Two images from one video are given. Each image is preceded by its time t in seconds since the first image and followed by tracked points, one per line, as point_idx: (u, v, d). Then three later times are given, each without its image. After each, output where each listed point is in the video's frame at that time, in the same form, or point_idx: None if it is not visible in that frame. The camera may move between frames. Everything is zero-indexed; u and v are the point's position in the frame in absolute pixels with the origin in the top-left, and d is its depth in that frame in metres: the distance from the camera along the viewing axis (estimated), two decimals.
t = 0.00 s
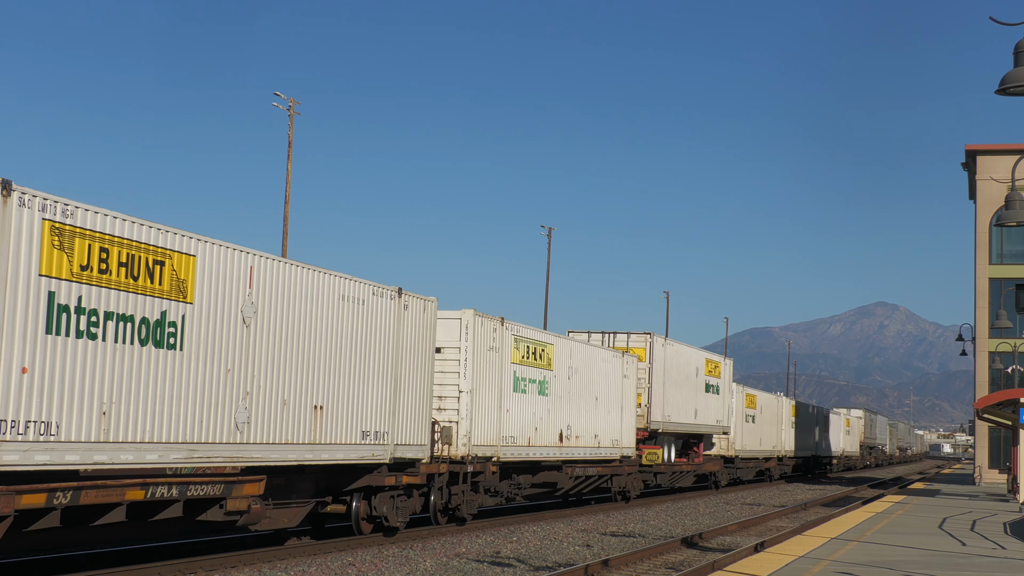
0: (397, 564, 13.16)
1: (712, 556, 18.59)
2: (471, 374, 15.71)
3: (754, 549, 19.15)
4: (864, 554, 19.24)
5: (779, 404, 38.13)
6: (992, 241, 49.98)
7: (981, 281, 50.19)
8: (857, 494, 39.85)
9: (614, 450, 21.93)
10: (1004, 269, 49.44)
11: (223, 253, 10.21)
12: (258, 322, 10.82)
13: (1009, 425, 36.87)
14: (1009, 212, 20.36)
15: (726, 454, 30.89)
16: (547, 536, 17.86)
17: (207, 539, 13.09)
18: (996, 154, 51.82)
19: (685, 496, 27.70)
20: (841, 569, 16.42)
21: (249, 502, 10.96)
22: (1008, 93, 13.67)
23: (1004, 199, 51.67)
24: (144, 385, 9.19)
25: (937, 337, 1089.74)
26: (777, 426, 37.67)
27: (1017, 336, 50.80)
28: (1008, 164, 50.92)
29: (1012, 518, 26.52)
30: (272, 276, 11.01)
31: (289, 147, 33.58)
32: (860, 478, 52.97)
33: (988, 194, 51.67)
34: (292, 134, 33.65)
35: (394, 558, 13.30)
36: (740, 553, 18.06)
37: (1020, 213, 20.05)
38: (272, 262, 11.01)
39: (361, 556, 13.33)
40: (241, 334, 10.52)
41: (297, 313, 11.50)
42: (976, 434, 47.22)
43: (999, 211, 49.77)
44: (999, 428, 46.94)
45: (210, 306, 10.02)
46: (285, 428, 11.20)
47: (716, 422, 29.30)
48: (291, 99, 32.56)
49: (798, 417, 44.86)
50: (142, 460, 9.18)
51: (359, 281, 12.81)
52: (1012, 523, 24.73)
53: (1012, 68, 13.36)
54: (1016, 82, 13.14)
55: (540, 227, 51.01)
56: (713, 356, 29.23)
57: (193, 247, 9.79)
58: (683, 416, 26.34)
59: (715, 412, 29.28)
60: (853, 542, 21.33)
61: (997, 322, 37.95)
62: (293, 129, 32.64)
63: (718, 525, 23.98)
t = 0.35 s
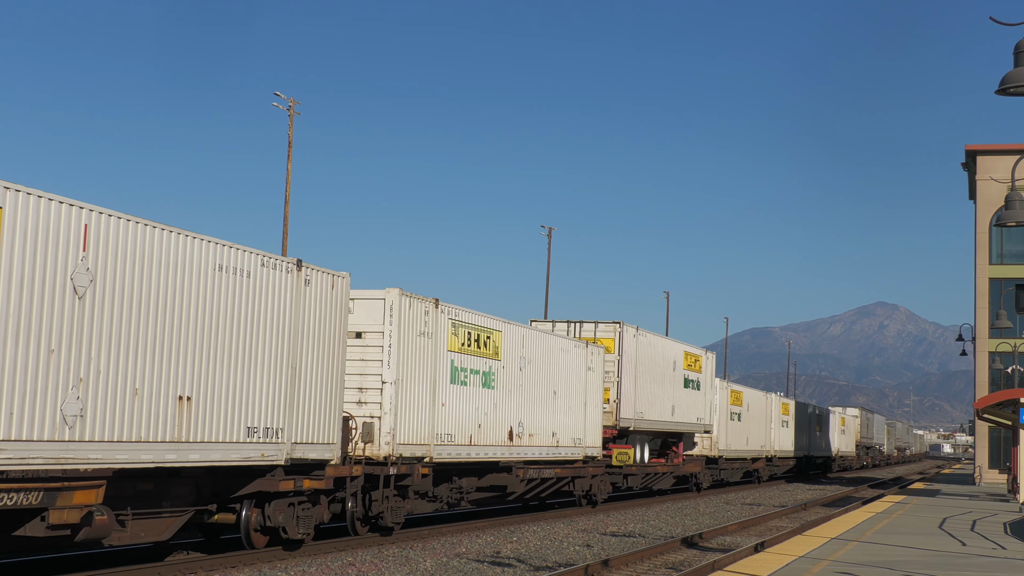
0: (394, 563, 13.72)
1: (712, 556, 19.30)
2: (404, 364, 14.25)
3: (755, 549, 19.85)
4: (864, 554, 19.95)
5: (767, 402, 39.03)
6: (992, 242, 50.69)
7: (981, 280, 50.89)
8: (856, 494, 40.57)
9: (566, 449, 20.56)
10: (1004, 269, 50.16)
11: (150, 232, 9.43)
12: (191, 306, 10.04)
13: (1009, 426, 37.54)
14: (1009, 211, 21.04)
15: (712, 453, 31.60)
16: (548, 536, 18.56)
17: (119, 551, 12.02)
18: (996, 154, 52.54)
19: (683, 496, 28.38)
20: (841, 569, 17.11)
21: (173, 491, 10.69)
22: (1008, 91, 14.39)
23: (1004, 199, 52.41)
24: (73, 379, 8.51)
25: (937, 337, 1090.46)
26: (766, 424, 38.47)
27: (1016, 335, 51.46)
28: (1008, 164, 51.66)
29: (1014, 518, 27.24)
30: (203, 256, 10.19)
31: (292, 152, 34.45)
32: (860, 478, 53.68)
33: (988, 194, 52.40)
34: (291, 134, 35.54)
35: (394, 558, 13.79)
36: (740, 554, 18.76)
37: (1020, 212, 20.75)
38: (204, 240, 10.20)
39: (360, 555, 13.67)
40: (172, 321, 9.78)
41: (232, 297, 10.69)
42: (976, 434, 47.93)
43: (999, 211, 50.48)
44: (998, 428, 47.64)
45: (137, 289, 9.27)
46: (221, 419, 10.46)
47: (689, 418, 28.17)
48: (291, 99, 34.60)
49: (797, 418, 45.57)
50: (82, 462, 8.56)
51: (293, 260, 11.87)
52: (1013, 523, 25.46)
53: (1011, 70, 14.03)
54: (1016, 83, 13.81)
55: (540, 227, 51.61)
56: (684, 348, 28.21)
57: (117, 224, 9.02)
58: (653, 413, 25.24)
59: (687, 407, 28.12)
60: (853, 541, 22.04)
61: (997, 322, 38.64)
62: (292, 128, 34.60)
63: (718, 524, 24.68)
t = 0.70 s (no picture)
0: (396, 564, 15.03)
1: (712, 556, 20.44)
2: (300, 342, 11.35)
3: (755, 549, 20.97)
4: (864, 554, 21.07)
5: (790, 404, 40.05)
6: (992, 242, 51.79)
7: (981, 280, 52.01)
8: (857, 494, 41.74)
9: (539, 449, 17.37)
10: (1004, 269, 51.26)
11: (140, 229, 9.44)
12: (181, 303, 9.99)
13: (1009, 426, 38.59)
14: (1010, 211, 22.19)
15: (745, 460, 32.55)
16: (548, 536, 19.61)
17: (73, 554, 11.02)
18: (997, 154, 53.67)
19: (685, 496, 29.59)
20: (841, 569, 18.25)
21: (155, 489, 9.73)
22: (1009, 91, 15.62)
23: (1004, 199, 53.52)
24: (57, 376, 8.46)
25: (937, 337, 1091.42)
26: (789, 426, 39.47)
27: (1016, 335, 52.53)
28: (1008, 164, 52.79)
29: (1013, 518, 28.37)
30: (192, 254, 10.13)
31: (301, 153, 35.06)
32: (861, 478, 54.87)
33: (989, 194, 53.52)
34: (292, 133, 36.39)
35: (395, 559, 15.12)
36: (740, 554, 19.89)
37: (1020, 212, 21.88)
38: (128, 220, 9.25)
39: (359, 556, 15.31)
40: (161, 318, 9.72)
41: (218, 297, 10.62)
42: (976, 434, 48.98)
43: (999, 211, 51.60)
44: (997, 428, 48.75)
45: (120, 284, 9.18)
46: (209, 416, 10.30)
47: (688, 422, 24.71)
48: (291, 99, 35.44)
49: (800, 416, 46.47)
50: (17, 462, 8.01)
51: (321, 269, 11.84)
52: (1012, 523, 26.59)
53: (1012, 70, 15.20)
54: (1016, 83, 14.94)
55: (541, 227, 57.04)
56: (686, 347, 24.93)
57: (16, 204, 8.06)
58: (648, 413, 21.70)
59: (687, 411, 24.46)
60: (853, 542, 23.19)
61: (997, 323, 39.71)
62: (293, 128, 35.44)
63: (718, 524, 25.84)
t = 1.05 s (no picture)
0: (397, 564, 14.18)
1: (713, 556, 19.62)
2: (164, 323, 9.31)
3: (755, 549, 20.15)
4: (864, 554, 20.27)
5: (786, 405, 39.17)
6: (992, 242, 50.96)
7: (981, 281, 51.19)
8: (856, 494, 40.91)
9: (481, 448, 15.69)
10: (1004, 269, 50.44)
11: None
12: None
13: (1009, 426, 37.82)
14: (1009, 212, 21.35)
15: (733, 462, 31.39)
16: (547, 536, 18.82)
17: None
18: (997, 154, 52.85)
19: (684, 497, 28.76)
20: (840, 569, 17.45)
21: None
22: (1009, 90, 14.69)
23: (1004, 199, 52.69)
24: None
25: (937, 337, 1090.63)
26: (782, 428, 38.50)
27: (1017, 336, 51.73)
28: (1008, 164, 51.96)
29: (1012, 518, 27.57)
30: None
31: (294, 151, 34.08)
32: (861, 478, 54.09)
33: (988, 194, 52.70)
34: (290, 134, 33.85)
35: (394, 558, 14.35)
36: (741, 554, 19.07)
37: (1020, 213, 21.04)
38: None
39: (361, 556, 14.39)
40: None
41: (38, 264, 8.09)
42: (976, 434, 48.13)
43: (999, 211, 50.77)
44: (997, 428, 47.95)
45: None
46: (28, 411, 7.87)
47: (661, 418, 23.26)
48: (291, 99, 32.89)
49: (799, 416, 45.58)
50: None
51: (189, 232, 9.68)
52: (1012, 523, 25.77)
53: (1012, 69, 14.33)
54: (1016, 82, 14.09)
55: (541, 227, 54.36)
56: (660, 338, 23.54)
57: None
58: (612, 409, 20.22)
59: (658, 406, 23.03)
60: (853, 541, 22.38)
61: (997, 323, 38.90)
62: (293, 129, 32.97)
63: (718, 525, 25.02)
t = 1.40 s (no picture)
0: (396, 563, 13.35)
1: (712, 556, 18.79)
2: None
3: (755, 549, 19.32)
4: (865, 554, 19.42)
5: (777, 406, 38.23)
6: (992, 242, 50.13)
7: (981, 281, 50.37)
8: (857, 494, 40.08)
9: (408, 448, 13.61)
10: (1004, 269, 49.63)
11: None
12: None
13: (1009, 426, 37.00)
14: (1009, 211, 20.52)
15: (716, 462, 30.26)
16: (547, 536, 18.06)
17: None
18: (996, 154, 52.06)
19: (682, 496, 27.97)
20: (841, 569, 16.61)
21: None
22: (1008, 91, 13.80)
23: (1004, 199, 51.89)
24: None
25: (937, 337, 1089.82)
26: (773, 428, 37.61)
27: (1017, 336, 50.93)
28: (1008, 164, 51.15)
29: (1012, 518, 26.72)
30: None
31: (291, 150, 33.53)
32: (861, 478, 53.30)
33: (988, 194, 51.90)
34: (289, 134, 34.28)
35: (394, 559, 13.52)
36: (740, 554, 18.23)
37: (1020, 213, 20.19)
38: None
39: (360, 556, 13.55)
40: None
41: None
42: (976, 434, 47.30)
43: (999, 211, 49.97)
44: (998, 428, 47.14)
45: None
46: None
47: (628, 414, 22.14)
48: (291, 99, 33.25)
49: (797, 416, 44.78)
50: None
51: None
52: (1013, 523, 24.93)
53: (1012, 69, 13.49)
54: (1016, 83, 13.28)
55: (540, 227, 51.97)
56: (632, 327, 22.56)
57: None
58: (569, 402, 19.12)
59: (623, 400, 21.83)
60: (853, 541, 21.55)
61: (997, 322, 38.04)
62: (293, 129, 33.34)
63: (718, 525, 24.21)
